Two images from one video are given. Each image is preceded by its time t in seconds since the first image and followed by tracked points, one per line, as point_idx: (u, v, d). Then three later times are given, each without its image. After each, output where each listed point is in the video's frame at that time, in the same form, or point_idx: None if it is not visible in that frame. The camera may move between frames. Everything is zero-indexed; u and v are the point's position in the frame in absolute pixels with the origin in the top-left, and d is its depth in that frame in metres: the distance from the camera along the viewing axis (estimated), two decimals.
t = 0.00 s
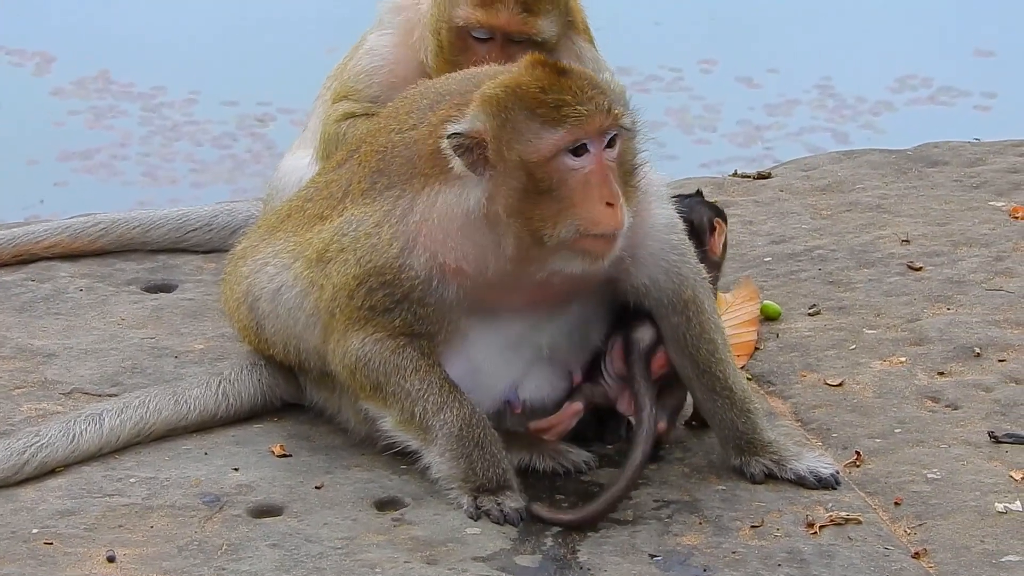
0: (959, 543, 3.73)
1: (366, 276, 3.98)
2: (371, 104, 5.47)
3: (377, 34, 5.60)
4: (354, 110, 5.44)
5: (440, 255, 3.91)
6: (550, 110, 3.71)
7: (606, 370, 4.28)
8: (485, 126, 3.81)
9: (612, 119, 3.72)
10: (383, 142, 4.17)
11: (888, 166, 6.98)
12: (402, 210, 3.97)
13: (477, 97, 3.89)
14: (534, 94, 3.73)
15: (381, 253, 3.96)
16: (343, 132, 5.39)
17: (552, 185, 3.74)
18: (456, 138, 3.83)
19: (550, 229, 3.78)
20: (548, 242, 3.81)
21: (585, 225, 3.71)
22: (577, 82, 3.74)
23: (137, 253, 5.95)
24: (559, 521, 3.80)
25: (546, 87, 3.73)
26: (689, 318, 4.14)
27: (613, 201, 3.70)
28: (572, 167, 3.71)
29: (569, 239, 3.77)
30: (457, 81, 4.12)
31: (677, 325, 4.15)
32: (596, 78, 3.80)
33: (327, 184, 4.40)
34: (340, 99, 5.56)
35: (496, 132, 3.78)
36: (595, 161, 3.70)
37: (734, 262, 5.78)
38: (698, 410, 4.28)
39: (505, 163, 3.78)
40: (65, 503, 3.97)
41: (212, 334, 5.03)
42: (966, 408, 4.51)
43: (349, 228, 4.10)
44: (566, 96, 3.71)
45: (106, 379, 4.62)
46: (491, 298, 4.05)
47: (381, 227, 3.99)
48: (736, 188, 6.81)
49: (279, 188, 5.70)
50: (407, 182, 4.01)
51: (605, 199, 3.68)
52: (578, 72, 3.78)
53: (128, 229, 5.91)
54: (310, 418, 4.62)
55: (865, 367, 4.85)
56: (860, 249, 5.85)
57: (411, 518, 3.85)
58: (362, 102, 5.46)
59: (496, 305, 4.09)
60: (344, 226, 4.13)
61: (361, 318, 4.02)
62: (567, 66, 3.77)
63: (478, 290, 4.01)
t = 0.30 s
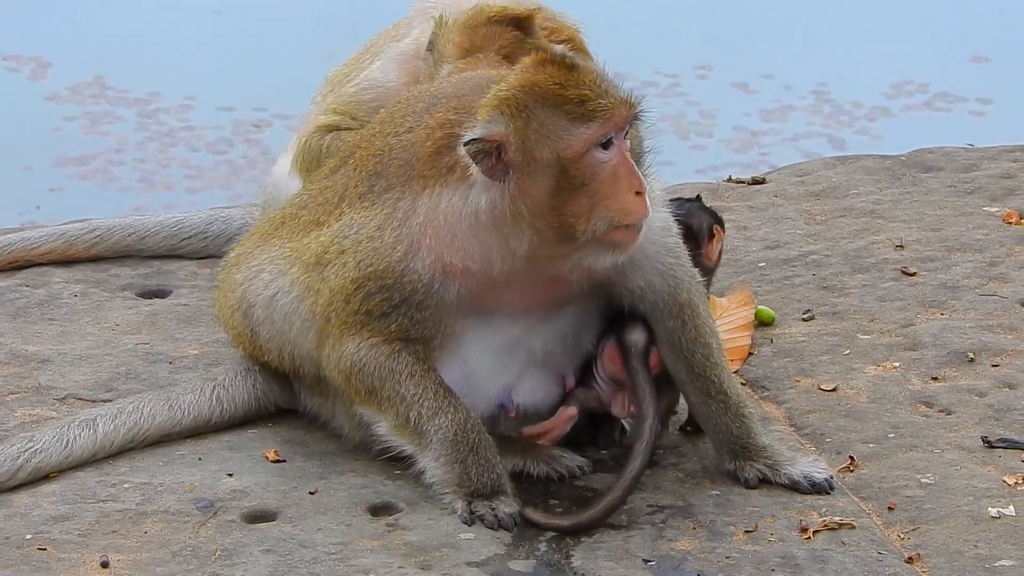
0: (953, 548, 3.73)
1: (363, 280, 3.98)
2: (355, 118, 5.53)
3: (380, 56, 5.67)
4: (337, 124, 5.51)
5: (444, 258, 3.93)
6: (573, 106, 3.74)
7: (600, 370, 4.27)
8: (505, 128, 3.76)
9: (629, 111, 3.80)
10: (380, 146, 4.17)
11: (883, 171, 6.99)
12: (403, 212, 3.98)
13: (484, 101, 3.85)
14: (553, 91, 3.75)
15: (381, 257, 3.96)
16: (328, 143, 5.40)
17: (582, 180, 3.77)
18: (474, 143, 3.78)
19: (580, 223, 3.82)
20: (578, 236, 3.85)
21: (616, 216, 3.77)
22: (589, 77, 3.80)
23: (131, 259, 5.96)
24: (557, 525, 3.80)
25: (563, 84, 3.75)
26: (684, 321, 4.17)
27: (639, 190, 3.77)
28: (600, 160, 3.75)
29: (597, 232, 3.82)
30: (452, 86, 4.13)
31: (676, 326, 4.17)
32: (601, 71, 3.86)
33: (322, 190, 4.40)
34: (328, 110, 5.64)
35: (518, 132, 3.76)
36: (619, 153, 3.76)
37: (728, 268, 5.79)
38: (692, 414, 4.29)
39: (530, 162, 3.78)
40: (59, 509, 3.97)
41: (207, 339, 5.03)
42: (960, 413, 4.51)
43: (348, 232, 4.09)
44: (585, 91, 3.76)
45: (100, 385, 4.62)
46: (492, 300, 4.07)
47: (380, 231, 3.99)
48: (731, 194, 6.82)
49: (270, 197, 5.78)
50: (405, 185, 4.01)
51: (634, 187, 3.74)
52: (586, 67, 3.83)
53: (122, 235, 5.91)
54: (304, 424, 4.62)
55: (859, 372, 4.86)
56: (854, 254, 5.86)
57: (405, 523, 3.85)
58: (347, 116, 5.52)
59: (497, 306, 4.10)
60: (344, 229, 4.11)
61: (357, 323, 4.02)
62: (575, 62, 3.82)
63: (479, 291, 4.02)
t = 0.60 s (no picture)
0: (940, 554, 3.73)
1: (352, 285, 3.98)
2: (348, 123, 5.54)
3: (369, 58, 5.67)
4: (332, 129, 5.50)
5: (435, 263, 3.93)
6: (567, 110, 3.76)
7: (586, 378, 4.29)
8: (498, 134, 3.76)
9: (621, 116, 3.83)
10: (367, 152, 4.17)
11: (870, 178, 7.02)
12: (392, 218, 3.98)
13: (474, 110, 3.84)
14: (546, 96, 3.76)
15: (370, 262, 3.96)
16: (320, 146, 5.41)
17: (577, 184, 3.78)
18: (466, 149, 3.75)
19: (573, 228, 3.82)
20: (571, 242, 3.85)
21: (610, 220, 3.78)
22: (581, 83, 3.83)
23: (119, 265, 5.95)
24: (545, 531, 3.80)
25: (556, 89, 3.77)
26: (671, 328, 4.18)
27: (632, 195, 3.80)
28: (594, 164, 3.78)
29: (591, 237, 3.82)
30: (439, 93, 4.13)
31: (662, 333, 4.18)
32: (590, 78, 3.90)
33: (308, 197, 4.40)
34: (323, 116, 5.64)
35: (512, 138, 3.76)
36: (612, 158, 3.79)
37: (716, 274, 5.81)
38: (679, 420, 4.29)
39: (523, 167, 3.79)
40: (46, 514, 3.96)
41: (195, 345, 5.03)
42: (947, 419, 4.53)
43: (336, 238, 4.09)
44: (577, 96, 3.78)
45: (87, 391, 4.61)
46: (481, 306, 4.06)
47: (369, 237, 3.99)
48: (718, 200, 6.84)
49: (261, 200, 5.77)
50: (393, 191, 4.02)
51: (627, 192, 3.77)
52: (576, 73, 3.86)
53: (110, 241, 5.91)
54: (292, 430, 4.62)
55: (847, 378, 4.87)
56: (842, 261, 5.88)
57: (392, 529, 3.85)
58: (341, 123, 5.53)
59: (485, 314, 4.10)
60: (332, 236, 4.11)
61: (345, 329, 4.01)
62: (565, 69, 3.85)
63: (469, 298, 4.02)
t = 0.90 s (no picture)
0: (929, 560, 3.74)
1: (343, 290, 3.98)
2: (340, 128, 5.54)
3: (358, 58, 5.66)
4: (324, 134, 5.48)
5: (426, 267, 3.93)
6: (560, 113, 3.77)
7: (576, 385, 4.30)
8: (492, 138, 3.77)
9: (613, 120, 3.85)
10: (357, 156, 4.17)
11: (859, 184, 7.04)
12: (383, 222, 3.98)
13: (467, 113, 3.86)
14: (539, 100, 3.78)
15: (360, 267, 3.96)
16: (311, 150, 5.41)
17: (572, 187, 3.79)
18: (459, 150, 3.77)
19: (568, 231, 3.83)
20: (565, 245, 3.86)
21: (605, 223, 3.79)
22: (574, 87, 3.85)
23: (108, 270, 5.95)
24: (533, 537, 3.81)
25: (549, 93, 3.79)
26: (660, 333, 4.19)
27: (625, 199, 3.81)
28: (588, 168, 3.78)
29: (585, 240, 3.83)
30: (430, 99, 4.13)
31: (650, 340, 4.19)
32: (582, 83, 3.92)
33: (298, 202, 4.40)
34: (313, 121, 5.62)
35: (506, 141, 3.77)
36: (605, 162, 3.80)
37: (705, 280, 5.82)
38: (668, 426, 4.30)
39: (517, 170, 3.79)
40: (36, 519, 3.96)
41: (184, 350, 5.03)
42: (936, 426, 4.54)
43: (326, 243, 4.09)
44: (570, 100, 3.80)
45: (76, 396, 4.61)
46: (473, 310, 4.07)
47: (360, 241, 3.99)
48: (707, 206, 6.85)
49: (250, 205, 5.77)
50: (384, 196, 4.02)
51: (621, 195, 3.79)
52: (567, 78, 3.88)
53: (99, 246, 5.91)
54: (280, 436, 4.62)
55: (836, 385, 4.88)
56: (831, 267, 5.89)
57: (381, 534, 3.85)
58: (334, 127, 5.52)
59: (477, 318, 4.10)
60: (323, 240, 4.11)
61: (335, 333, 4.01)
62: (557, 73, 3.87)
63: (460, 302, 4.02)
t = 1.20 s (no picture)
0: (925, 563, 3.74)
1: (339, 293, 3.98)
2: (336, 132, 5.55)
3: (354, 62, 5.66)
4: (319, 138, 5.49)
5: (420, 268, 3.94)
6: (551, 114, 3.78)
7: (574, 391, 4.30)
8: (483, 138, 3.80)
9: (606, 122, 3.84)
10: (354, 160, 4.18)
11: (855, 188, 7.05)
12: (380, 226, 3.99)
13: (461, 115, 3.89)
14: (529, 101, 3.79)
15: (357, 271, 3.96)
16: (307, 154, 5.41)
17: (562, 188, 3.78)
18: (449, 149, 3.81)
19: (560, 233, 3.82)
20: (557, 248, 3.85)
21: (596, 225, 3.76)
22: (567, 89, 3.85)
23: (104, 274, 5.95)
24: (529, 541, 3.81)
25: (541, 95, 3.80)
26: (656, 337, 4.19)
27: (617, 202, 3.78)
28: (578, 169, 3.77)
29: (577, 242, 3.81)
30: (428, 102, 4.14)
31: (647, 344, 4.20)
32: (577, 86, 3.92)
33: (294, 206, 4.40)
34: (309, 124, 5.63)
35: (496, 141, 3.79)
36: (597, 163, 3.78)
37: (701, 284, 5.83)
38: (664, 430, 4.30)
39: (508, 172, 3.80)
40: (32, 524, 3.96)
41: (180, 355, 5.03)
42: (932, 429, 4.54)
43: (322, 246, 4.10)
44: (562, 101, 3.80)
45: (73, 401, 4.61)
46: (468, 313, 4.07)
47: (357, 245, 4.00)
48: (703, 211, 6.86)
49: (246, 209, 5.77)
50: (381, 200, 4.03)
51: (612, 199, 3.75)
52: (562, 81, 3.89)
53: (95, 250, 5.91)
54: (277, 440, 4.62)
55: (832, 388, 4.88)
56: (827, 271, 5.90)
57: (377, 538, 3.85)
58: (329, 131, 5.53)
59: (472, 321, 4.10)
60: (319, 244, 4.11)
61: (332, 337, 4.02)
62: (552, 76, 3.88)
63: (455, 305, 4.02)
